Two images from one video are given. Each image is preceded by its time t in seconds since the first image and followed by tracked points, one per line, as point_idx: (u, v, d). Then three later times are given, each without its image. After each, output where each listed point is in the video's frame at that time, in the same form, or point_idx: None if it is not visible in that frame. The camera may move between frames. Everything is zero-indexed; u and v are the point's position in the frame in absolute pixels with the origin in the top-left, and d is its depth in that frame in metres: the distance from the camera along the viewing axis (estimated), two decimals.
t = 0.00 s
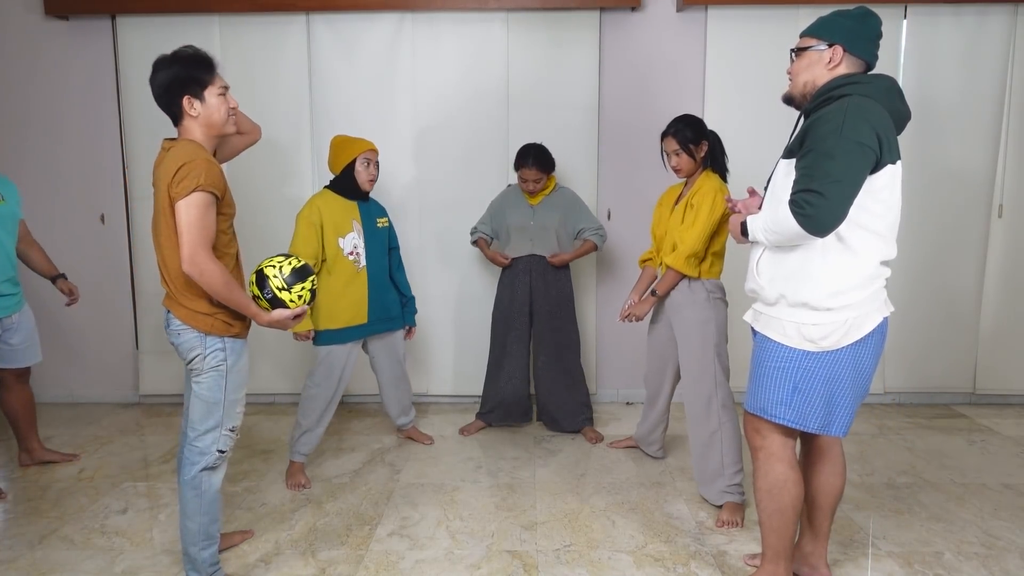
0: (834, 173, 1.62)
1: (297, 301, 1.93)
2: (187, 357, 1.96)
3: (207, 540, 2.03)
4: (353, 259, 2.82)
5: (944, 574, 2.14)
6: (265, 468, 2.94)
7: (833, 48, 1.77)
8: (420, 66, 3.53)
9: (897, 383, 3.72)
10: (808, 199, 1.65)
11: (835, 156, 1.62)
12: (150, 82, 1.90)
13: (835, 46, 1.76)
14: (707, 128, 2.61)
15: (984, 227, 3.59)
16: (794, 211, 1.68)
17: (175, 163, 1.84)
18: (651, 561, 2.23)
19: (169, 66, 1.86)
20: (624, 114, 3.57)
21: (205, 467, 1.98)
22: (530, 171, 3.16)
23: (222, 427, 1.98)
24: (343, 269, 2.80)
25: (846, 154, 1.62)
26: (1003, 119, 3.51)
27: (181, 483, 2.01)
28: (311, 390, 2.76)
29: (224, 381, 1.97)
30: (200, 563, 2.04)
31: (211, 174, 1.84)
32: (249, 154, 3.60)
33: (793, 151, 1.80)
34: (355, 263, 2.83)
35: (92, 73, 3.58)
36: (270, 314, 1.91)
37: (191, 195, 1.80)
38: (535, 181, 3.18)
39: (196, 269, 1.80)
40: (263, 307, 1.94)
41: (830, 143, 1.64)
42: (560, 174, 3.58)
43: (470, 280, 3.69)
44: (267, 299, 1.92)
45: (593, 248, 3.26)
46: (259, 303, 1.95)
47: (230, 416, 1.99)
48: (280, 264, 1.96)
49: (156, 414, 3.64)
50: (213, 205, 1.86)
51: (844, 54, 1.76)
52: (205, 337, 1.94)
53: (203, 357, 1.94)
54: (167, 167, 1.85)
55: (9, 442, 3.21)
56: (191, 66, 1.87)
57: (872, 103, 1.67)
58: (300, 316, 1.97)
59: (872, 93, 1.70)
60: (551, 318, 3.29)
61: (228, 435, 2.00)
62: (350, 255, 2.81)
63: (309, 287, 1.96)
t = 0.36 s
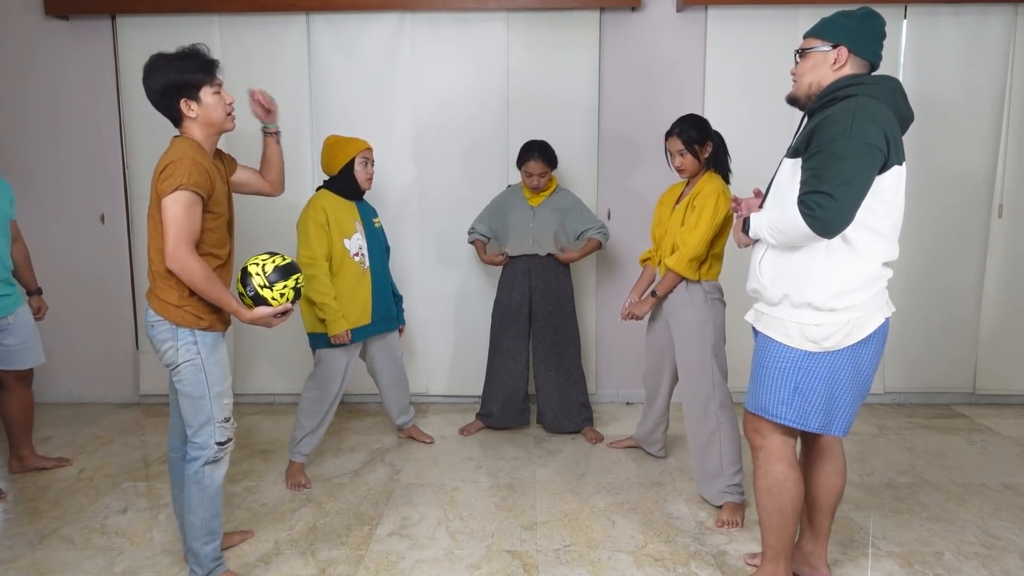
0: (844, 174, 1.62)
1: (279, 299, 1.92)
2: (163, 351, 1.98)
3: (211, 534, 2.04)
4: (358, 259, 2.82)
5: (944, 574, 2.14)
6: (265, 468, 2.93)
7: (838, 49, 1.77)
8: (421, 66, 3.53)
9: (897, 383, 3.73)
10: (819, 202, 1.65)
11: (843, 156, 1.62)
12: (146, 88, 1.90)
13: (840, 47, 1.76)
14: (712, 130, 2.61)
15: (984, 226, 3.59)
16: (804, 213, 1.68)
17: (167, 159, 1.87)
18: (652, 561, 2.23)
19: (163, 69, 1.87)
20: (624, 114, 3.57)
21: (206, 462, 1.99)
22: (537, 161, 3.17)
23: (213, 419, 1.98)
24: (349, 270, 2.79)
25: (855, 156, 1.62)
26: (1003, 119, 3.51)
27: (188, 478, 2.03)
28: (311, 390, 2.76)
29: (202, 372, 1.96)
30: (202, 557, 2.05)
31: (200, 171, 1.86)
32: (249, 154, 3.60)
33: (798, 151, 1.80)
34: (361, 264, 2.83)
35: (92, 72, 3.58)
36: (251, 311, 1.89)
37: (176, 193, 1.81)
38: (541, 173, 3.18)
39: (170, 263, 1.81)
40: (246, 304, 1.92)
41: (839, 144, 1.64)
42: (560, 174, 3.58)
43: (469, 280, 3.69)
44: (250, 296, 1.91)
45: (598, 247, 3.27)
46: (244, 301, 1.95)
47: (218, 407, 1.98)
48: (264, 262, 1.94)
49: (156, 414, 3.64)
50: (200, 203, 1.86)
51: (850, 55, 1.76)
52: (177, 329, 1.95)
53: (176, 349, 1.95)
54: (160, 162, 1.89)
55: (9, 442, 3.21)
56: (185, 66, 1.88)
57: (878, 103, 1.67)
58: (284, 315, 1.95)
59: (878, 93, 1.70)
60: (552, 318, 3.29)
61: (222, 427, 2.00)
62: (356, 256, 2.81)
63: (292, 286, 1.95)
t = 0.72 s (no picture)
0: (844, 174, 1.62)
1: (253, 309, 1.91)
2: (159, 352, 2.00)
3: (205, 531, 2.05)
4: (360, 260, 2.82)
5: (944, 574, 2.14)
6: (265, 468, 2.93)
7: (838, 50, 1.77)
8: (420, 66, 3.53)
9: (897, 383, 3.73)
10: (818, 201, 1.65)
11: (843, 157, 1.62)
12: (153, 78, 1.89)
13: (841, 47, 1.76)
14: (710, 127, 2.62)
15: (984, 226, 3.59)
16: (803, 212, 1.68)
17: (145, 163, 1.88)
18: (652, 561, 2.23)
19: (175, 66, 1.88)
20: (624, 114, 3.57)
21: (193, 462, 2.00)
22: (546, 149, 3.22)
23: (200, 422, 1.98)
24: (349, 270, 2.79)
25: (856, 155, 1.62)
26: (1003, 119, 3.51)
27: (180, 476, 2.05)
28: (313, 389, 2.76)
29: (191, 376, 1.97)
30: (200, 553, 2.05)
31: (174, 176, 1.85)
32: (249, 154, 3.60)
33: (798, 151, 1.79)
34: (362, 264, 2.82)
35: (92, 72, 3.58)
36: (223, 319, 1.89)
37: (147, 200, 1.81)
38: (550, 160, 3.22)
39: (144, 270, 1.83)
40: (221, 312, 1.93)
41: (841, 144, 1.63)
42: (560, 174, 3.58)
43: (469, 280, 3.69)
44: (224, 304, 1.91)
45: (598, 252, 3.27)
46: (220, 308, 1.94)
47: (205, 410, 1.98)
48: (243, 270, 1.94)
49: (156, 414, 3.64)
50: (175, 208, 1.85)
51: (850, 55, 1.76)
52: (167, 332, 1.96)
53: (168, 351, 1.97)
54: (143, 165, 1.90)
55: (9, 442, 3.21)
56: (198, 68, 1.89)
57: (878, 103, 1.67)
58: (257, 325, 1.94)
59: (879, 94, 1.70)
60: (553, 317, 3.30)
61: (209, 430, 1.99)
62: (357, 257, 2.80)
63: (268, 297, 1.94)
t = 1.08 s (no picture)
0: (840, 175, 1.62)
1: (263, 315, 1.89)
2: (169, 356, 2.01)
3: (205, 532, 2.04)
4: (357, 259, 2.82)
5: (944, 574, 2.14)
6: (265, 468, 2.93)
7: (833, 52, 1.77)
8: (420, 66, 3.53)
9: (897, 383, 3.72)
10: (813, 202, 1.65)
11: (838, 157, 1.62)
12: (154, 78, 1.89)
13: (835, 48, 1.76)
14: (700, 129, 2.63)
15: (984, 226, 3.59)
16: (799, 213, 1.68)
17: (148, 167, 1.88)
18: (652, 561, 2.23)
19: (179, 67, 1.87)
20: (624, 114, 3.57)
21: (194, 465, 2.00)
22: (551, 146, 3.22)
23: (205, 425, 1.98)
24: (348, 269, 2.79)
25: (851, 156, 1.62)
26: (1003, 119, 3.51)
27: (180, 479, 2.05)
28: (313, 389, 2.76)
29: (202, 379, 1.98)
30: (200, 554, 2.05)
31: (181, 180, 1.85)
32: (249, 153, 3.60)
33: (796, 151, 1.79)
34: (361, 263, 2.83)
35: (92, 72, 3.58)
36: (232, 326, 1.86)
37: (154, 204, 1.80)
38: (553, 158, 3.23)
39: (150, 275, 1.81)
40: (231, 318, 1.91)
41: (836, 144, 1.64)
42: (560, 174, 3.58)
43: (469, 280, 3.69)
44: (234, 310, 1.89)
45: (587, 250, 3.26)
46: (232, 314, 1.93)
47: (213, 414, 1.99)
48: (256, 275, 1.93)
49: (156, 414, 3.64)
50: (181, 212, 1.85)
51: (845, 56, 1.76)
52: (180, 336, 1.97)
53: (180, 355, 1.98)
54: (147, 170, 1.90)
55: (10, 442, 3.21)
56: (203, 71, 1.89)
57: (876, 104, 1.67)
58: (267, 331, 1.92)
59: (876, 94, 1.70)
60: (552, 317, 3.30)
61: (213, 434, 2.00)
62: (355, 256, 2.81)
63: (279, 303, 1.91)
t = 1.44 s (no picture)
0: (836, 176, 1.62)
1: (294, 305, 1.92)
2: (175, 357, 1.99)
3: (206, 533, 2.04)
4: (356, 259, 2.82)
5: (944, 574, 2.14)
6: (265, 468, 2.93)
7: (820, 55, 1.78)
8: (420, 66, 3.53)
9: (897, 383, 3.72)
10: (808, 202, 1.65)
11: (835, 157, 1.63)
12: (160, 77, 1.88)
13: (822, 51, 1.77)
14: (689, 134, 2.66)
15: (984, 226, 3.59)
16: (795, 213, 1.68)
17: (163, 169, 1.86)
18: (652, 561, 2.23)
19: (184, 66, 1.86)
20: (624, 114, 3.57)
21: (197, 465, 1.99)
22: (551, 145, 3.23)
23: (211, 425, 1.99)
24: (348, 270, 2.80)
25: (848, 157, 1.62)
26: (1003, 119, 3.51)
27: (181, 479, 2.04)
28: (311, 389, 2.76)
29: (211, 380, 1.99)
30: (200, 554, 2.05)
31: (203, 182, 1.87)
32: (249, 153, 3.60)
33: (793, 151, 1.79)
34: (360, 263, 2.84)
35: (92, 72, 3.58)
36: (266, 318, 1.89)
37: (179, 204, 1.81)
38: (553, 156, 3.23)
39: (177, 275, 1.82)
40: (260, 311, 1.92)
41: (834, 144, 1.64)
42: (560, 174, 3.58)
43: (468, 280, 3.69)
44: (266, 303, 1.90)
45: (585, 251, 3.29)
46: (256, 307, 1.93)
47: (219, 414, 2.00)
48: (281, 266, 1.94)
49: (156, 414, 3.64)
50: (202, 213, 1.87)
51: (831, 58, 1.76)
52: (190, 338, 1.96)
53: (189, 357, 1.97)
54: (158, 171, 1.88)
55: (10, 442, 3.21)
56: (209, 71, 1.88)
57: (873, 105, 1.67)
58: (297, 320, 1.95)
59: (874, 94, 1.70)
60: (552, 318, 3.30)
61: (219, 434, 2.01)
62: (354, 257, 2.82)
63: (307, 292, 1.95)
